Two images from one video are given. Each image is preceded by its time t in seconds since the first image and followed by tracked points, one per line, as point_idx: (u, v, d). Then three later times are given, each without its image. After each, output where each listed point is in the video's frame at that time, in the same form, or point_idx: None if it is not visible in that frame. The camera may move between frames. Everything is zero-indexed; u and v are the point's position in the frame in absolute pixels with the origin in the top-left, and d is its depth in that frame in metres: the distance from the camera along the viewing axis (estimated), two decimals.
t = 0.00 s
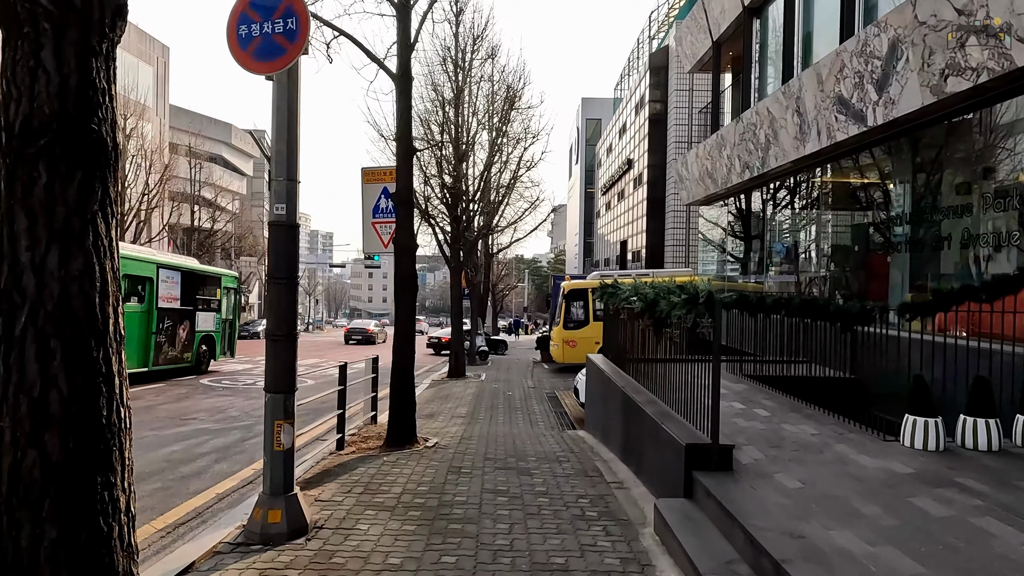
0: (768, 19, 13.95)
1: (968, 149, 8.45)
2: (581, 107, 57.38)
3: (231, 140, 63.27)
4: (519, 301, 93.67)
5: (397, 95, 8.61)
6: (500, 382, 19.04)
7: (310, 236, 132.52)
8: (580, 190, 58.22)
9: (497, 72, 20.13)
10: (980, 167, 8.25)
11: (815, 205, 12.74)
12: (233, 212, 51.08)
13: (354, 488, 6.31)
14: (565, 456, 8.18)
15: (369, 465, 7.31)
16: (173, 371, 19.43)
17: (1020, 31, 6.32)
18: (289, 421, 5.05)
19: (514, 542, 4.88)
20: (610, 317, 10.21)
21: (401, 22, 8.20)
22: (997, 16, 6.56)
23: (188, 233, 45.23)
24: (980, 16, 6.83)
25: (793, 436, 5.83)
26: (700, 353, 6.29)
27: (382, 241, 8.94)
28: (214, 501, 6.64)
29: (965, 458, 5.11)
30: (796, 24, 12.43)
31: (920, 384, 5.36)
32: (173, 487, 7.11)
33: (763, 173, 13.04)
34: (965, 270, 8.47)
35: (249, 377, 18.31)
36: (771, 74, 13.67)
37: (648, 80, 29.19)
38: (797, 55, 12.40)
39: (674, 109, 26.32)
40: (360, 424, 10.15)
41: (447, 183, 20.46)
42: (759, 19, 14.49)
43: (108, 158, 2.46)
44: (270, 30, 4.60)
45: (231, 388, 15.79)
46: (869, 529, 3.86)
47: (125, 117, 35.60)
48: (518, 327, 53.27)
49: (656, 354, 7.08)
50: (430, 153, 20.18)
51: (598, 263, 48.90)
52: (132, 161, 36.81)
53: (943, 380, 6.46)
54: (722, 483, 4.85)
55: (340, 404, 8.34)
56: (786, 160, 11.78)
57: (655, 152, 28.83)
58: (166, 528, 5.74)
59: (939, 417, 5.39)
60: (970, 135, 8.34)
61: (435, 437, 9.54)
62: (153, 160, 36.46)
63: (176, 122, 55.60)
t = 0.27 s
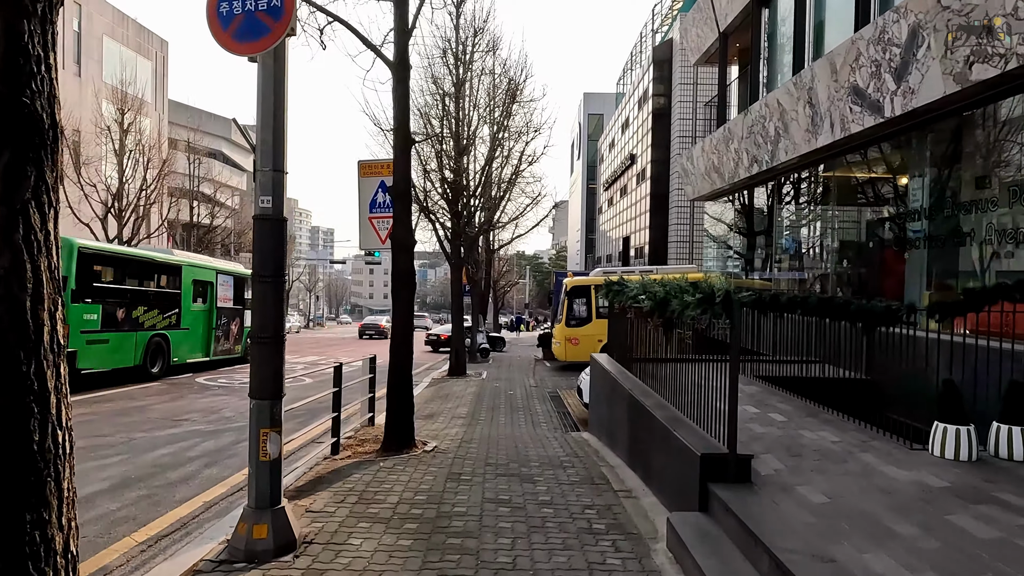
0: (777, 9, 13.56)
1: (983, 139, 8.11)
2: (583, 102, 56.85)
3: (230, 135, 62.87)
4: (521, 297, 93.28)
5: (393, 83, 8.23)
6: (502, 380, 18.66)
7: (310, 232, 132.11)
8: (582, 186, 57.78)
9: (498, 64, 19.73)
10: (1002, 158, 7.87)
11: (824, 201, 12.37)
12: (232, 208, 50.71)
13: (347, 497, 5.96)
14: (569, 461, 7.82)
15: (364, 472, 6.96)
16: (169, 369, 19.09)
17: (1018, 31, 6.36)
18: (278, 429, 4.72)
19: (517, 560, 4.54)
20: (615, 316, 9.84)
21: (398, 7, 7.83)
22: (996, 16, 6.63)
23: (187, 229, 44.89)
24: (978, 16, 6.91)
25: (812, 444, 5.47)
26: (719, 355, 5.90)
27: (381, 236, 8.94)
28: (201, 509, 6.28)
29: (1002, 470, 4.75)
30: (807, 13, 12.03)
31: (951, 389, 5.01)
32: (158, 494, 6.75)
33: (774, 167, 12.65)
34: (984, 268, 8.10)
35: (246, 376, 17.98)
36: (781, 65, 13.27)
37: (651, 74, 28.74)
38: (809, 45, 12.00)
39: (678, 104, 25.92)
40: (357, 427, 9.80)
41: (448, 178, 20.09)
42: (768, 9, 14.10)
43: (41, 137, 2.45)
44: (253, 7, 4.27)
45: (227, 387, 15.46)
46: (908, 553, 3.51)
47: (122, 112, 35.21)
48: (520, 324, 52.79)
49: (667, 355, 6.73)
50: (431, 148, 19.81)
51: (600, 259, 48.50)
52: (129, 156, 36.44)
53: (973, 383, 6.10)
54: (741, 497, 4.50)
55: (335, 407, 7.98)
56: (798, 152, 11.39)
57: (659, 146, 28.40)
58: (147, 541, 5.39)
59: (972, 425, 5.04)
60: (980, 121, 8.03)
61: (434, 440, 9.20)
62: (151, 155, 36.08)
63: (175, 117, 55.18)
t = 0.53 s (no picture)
0: None
1: (999, 127, 7.80)
2: (583, 98, 56.51)
3: (229, 133, 62.55)
4: (521, 296, 92.92)
5: (389, 67, 7.89)
6: (502, 379, 18.34)
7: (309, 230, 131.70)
8: (582, 184, 57.41)
9: (498, 57, 19.39)
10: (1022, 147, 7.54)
11: (830, 196, 12.02)
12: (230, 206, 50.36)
13: (338, 501, 5.64)
14: (570, 463, 7.49)
15: (357, 474, 6.63)
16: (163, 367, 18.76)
17: (1019, 32, 6.45)
18: (263, 428, 4.41)
19: (518, 570, 4.22)
20: (619, 313, 9.51)
21: None
22: (997, 17, 6.71)
23: (185, 226, 44.56)
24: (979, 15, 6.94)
25: (830, 445, 5.16)
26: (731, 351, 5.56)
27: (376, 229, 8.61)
28: (185, 513, 5.95)
29: None
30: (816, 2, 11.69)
31: (984, 389, 4.65)
32: (140, 498, 6.41)
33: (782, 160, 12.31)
34: (1002, 261, 7.78)
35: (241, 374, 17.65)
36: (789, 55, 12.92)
37: (653, 69, 28.41)
38: (818, 34, 11.65)
39: (680, 99, 25.60)
40: (352, 426, 9.47)
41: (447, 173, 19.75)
42: None
43: None
44: None
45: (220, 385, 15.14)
46: (947, 566, 3.19)
47: (118, 108, 34.84)
48: (520, 322, 52.48)
49: (675, 352, 6.40)
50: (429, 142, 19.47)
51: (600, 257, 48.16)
52: (126, 152, 36.12)
53: (1000, 381, 5.75)
54: (759, 502, 4.18)
55: (328, 405, 7.65)
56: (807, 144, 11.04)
57: (661, 142, 28.06)
58: (124, 549, 5.07)
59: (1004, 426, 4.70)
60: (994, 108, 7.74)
61: (431, 440, 8.87)
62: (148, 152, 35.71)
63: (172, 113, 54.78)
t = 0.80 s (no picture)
0: None
1: (1015, 124, 7.51)
2: (583, 98, 56.27)
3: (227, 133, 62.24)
4: (520, 296, 92.64)
5: (384, 61, 7.59)
6: (501, 381, 18.06)
7: (308, 230, 131.39)
8: (582, 183, 57.11)
9: (497, 54, 19.09)
10: None
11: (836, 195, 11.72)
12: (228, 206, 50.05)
13: (329, 518, 5.34)
14: (571, 472, 7.20)
15: (350, 486, 6.33)
16: (156, 370, 18.42)
17: (1018, 34, 6.41)
18: (246, 445, 4.11)
19: None
20: (623, 318, 9.22)
21: None
22: (997, 16, 6.64)
23: (182, 227, 44.24)
24: (980, 16, 6.88)
25: (850, 459, 4.86)
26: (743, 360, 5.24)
27: (371, 231, 8.34)
28: (168, 530, 5.64)
29: None
30: None
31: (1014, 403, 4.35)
32: (121, 513, 6.10)
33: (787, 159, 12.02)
34: (1016, 263, 7.43)
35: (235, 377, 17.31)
36: (797, 51, 12.56)
37: (654, 68, 28.14)
38: (826, 30, 11.34)
39: (681, 98, 25.36)
40: (347, 433, 9.17)
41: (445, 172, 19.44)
42: None
43: None
44: None
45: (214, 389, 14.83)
46: None
47: (114, 106, 34.51)
48: (519, 323, 52.21)
49: (683, 358, 6.11)
50: (427, 141, 19.17)
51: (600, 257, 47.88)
52: (122, 152, 35.79)
53: None
54: (779, 524, 3.88)
55: (320, 413, 7.34)
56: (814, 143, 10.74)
57: (662, 142, 27.79)
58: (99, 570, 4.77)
59: None
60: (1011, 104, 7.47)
61: (428, 448, 8.57)
62: (144, 151, 35.38)
63: (170, 113, 54.44)
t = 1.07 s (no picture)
0: None
1: None
2: (582, 98, 56.02)
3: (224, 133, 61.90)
4: (518, 297, 92.39)
5: (381, 51, 7.28)
6: (501, 383, 17.75)
7: (305, 231, 131.04)
8: (581, 184, 56.88)
9: (497, 52, 18.80)
10: None
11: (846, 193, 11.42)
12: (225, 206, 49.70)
13: (323, 530, 5.04)
14: (577, 480, 6.89)
15: (346, 495, 6.04)
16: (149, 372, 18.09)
17: (1018, 33, 6.45)
18: (233, 455, 3.80)
19: None
20: (630, 319, 8.93)
21: None
22: (996, 16, 6.71)
23: (178, 227, 43.89)
24: (979, 15, 6.97)
25: (878, 469, 4.57)
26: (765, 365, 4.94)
27: (369, 228, 8.15)
28: (153, 543, 5.34)
29: None
30: None
31: None
32: (104, 524, 5.78)
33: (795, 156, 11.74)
34: None
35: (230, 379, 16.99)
36: (804, 46, 12.29)
37: (654, 66, 27.88)
38: (835, 24, 11.06)
39: (682, 97, 25.11)
40: (344, 439, 8.87)
41: (444, 171, 19.16)
42: None
43: None
44: None
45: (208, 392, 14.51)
46: None
47: (109, 105, 34.19)
48: (518, 324, 51.94)
49: (697, 361, 5.81)
50: (426, 140, 18.89)
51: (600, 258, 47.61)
52: (118, 152, 35.45)
53: None
54: (808, 540, 3.59)
55: (316, 419, 7.03)
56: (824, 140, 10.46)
57: (662, 141, 27.51)
58: None
59: None
60: None
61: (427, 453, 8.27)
62: (140, 150, 35.05)
63: (167, 112, 54.10)
